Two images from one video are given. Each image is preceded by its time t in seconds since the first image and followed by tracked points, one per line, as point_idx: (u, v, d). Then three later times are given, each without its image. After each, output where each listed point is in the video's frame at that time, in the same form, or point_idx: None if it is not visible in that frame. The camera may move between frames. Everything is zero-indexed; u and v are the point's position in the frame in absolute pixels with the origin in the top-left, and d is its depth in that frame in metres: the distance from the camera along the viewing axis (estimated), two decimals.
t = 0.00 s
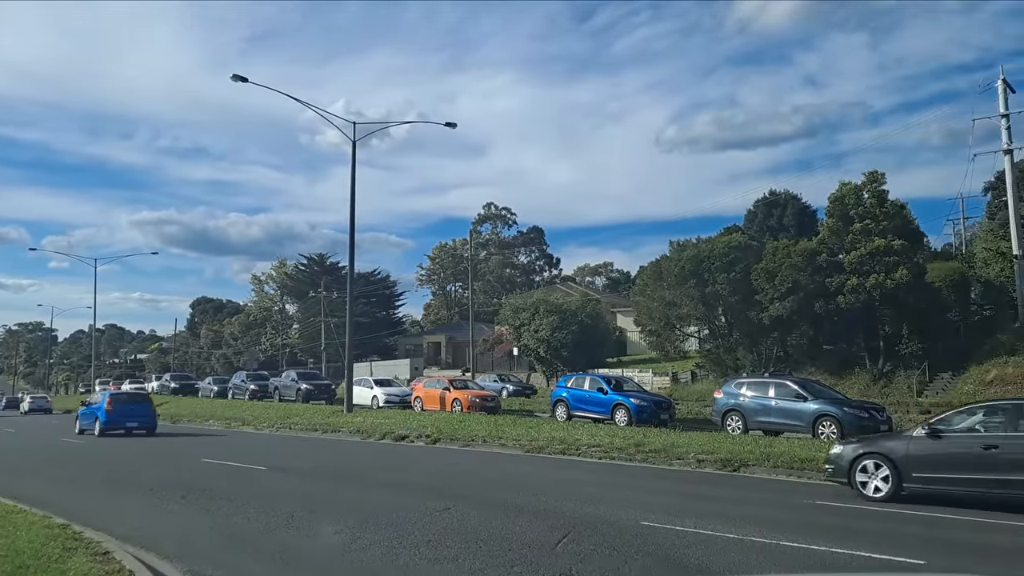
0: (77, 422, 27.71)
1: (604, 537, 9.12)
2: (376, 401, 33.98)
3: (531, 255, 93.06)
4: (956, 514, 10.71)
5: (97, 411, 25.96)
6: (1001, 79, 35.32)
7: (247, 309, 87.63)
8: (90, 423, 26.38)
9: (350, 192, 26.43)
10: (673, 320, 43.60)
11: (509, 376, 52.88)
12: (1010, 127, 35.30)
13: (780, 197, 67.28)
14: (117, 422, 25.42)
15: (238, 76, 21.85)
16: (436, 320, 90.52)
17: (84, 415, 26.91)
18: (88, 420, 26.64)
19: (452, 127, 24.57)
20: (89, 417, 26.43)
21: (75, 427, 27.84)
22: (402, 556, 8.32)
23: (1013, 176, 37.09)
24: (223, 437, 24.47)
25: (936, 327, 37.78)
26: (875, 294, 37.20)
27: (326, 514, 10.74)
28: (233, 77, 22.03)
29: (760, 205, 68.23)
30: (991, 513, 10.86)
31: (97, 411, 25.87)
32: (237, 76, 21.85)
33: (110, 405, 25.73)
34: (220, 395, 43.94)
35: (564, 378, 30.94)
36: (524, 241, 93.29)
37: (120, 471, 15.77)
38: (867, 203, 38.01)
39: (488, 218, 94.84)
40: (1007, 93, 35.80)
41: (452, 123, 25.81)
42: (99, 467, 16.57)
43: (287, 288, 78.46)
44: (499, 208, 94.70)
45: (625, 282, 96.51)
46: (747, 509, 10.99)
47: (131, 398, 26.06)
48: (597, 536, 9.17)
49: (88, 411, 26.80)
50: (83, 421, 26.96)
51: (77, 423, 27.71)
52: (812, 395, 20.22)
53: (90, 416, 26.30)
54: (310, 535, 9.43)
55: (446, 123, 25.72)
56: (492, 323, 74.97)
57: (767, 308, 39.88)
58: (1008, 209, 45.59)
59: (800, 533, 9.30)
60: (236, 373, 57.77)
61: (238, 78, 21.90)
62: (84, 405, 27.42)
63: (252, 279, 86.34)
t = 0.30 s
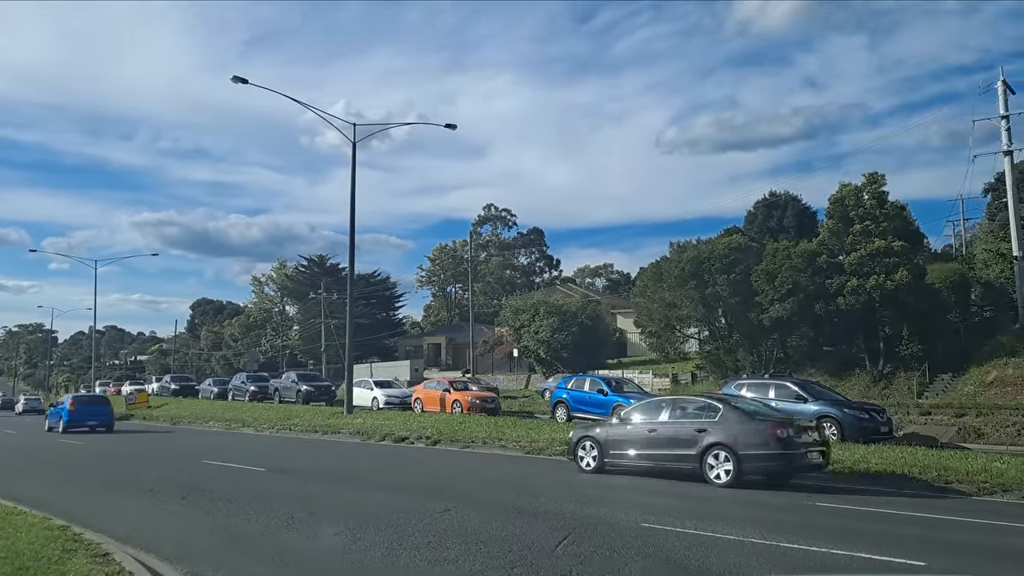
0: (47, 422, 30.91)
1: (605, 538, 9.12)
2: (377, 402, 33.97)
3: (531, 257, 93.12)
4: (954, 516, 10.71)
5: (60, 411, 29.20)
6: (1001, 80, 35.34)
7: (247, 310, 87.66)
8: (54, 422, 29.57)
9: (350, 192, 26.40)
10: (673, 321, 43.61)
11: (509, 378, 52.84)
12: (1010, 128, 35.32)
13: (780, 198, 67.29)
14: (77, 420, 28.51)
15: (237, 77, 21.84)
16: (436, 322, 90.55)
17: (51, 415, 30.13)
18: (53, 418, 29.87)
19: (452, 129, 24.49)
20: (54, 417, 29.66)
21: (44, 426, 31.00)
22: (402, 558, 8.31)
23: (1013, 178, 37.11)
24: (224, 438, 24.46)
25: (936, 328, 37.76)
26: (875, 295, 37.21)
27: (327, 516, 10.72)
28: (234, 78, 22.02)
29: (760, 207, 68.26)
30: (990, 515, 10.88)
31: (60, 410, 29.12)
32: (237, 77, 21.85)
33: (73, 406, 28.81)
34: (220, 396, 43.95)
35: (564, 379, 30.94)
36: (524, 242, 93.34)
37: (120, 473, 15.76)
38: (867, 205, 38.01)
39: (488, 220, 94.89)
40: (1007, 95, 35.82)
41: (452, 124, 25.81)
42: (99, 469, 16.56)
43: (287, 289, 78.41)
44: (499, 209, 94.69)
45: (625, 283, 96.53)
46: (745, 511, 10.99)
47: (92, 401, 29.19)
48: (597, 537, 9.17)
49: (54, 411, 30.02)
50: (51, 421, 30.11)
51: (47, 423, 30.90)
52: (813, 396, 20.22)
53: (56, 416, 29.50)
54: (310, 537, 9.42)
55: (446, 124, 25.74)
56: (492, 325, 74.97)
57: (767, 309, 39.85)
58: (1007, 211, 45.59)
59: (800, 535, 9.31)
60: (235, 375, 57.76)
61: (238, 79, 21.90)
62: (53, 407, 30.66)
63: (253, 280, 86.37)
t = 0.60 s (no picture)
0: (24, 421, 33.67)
1: (605, 539, 9.12)
2: (377, 404, 33.96)
3: (532, 258, 93.24)
4: (954, 517, 10.70)
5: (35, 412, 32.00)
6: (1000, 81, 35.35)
7: (247, 312, 87.64)
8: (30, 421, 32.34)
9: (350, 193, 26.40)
10: (674, 322, 43.58)
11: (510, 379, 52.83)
12: (1010, 129, 35.28)
13: (781, 198, 67.29)
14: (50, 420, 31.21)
15: (237, 79, 21.84)
16: (436, 323, 90.53)
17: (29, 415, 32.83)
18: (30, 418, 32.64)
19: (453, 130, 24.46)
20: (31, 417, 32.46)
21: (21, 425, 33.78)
22: (403, 560, 8.30)
23: (1013, 179, 37.05)
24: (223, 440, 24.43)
25: (936, 329, 37.77)
26: (876, 296, 37.23)
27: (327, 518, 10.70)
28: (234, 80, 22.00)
29: (760, 208, 68.26)
30: (992, 515, 10.86)
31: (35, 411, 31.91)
32: (236, 78, 21.84)
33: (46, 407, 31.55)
34: (220, 398, 43.91)
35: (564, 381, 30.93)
36: (524, 243, 93.41)
37: (120, 474, 15.73)
38: (868, 206, 38.00)
39: (489, 221, 94.92)
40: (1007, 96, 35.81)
41: (452, 125, 25.79)
42: (99, 470, 16.53)
43: (287, 291, 78.44)
44: (499, 211, 94.75)
45: (626, 285, 96.54)
46: (745, 512, 10.98)
47: (65, 401, 31.87)
48: (598, 538, 9.17)
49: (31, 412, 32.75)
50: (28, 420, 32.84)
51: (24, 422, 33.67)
52: (813, 397, 20.21)
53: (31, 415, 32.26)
54: (310, 539, 9.40)
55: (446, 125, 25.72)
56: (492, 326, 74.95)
57: (768, 310, 39.86)
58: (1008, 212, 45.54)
59: (801, 536, 9.32)
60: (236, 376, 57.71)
61: (237, 80, 21.90)
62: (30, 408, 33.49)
63: (253, 282, 86.38)
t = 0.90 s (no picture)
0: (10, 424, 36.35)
1: (606, 541, 9.10)
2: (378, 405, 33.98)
3: (532, 259, 93.30)
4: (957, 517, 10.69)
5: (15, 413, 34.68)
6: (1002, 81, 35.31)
7: (248, 313, 87.63)
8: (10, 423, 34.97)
9: (350, 194, 26.37)
10: (675, 323, 43.56)
11: (510, 380, 52.82)
12: (1011, 129, 35.24)
13: (782, 199, 67.24)
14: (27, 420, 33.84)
15: (238, 81, 21.83)
16: (437, 324, 90.54)
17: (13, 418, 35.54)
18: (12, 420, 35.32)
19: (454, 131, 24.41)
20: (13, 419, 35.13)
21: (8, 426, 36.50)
22: (404, 561, 8.28)
23: (1014, 179, 37.03)
24: (224, 441, 24.41)
25: (937, 330, 37.77)
26: (877, 297, 37.24)
27: (328, 519, 10.69)
28: (234, 82, 21.98)
29: (761, 209, 68.21)
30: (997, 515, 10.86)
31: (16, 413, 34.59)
32: (237, 81, 21.83)
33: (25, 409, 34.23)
34: (222, 399, 43.92)
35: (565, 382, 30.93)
36: (525, 244, 93.41)
37: (120, 476, 15.71)
38: (869, 206, 37.99)
39: (489, 222, 94.95)
40: (1007, 96, 35.76)
41: (453, 126, 25.78)
42: (99, 472, 16.52)
43: (288, 292, 78.47)
44: (500, 212, 94.79)
45: (626, 285, 96.54)
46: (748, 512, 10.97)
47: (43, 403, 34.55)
48: (598, 540, 9.15)
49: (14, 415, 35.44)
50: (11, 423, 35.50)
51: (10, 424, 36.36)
52: (814, 398, 20.19)
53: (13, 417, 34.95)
54: (311, 540, 9.39)
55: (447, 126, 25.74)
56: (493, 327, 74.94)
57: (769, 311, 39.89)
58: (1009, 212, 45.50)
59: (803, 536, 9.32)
60: (237, 377, 57.72)
61: (238, 83, 21.89)
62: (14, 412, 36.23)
63: (254, 283, 86.45)
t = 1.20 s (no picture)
0: None
1: (609, 540, 9.10)
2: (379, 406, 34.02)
3: (533, 260, 93.28)
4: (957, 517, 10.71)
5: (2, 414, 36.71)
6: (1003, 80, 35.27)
7: (249, 315, 87.67)
8: None
9: (350, 194, 26.33)
10: (676, 324, 43.44)
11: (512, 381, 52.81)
12: (1012, 128, 35.21)
13: (783, 199, 67.23)
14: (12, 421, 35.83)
15: (239, 82, 21.86)
16: (438, 325, 90.56)
17: None
18: None
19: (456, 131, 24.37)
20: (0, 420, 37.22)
21: None
22: (407, 561, 8.29)
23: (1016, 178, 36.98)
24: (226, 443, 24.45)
25: (937, 329, 37.83)
26: (878, 297, 37.28)
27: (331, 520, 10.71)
28: (235, 82, 22.01)
29: (762, 208, 68.12)
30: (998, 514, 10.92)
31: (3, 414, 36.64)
32: (238, 82, 21.87)
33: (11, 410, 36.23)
34: (223, 401, 43.94)
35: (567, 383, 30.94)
36: (526, 245, 93.42)
37: (122, 478, 15.74)
38: (870, 205, 37.94)
39: (490, 223, 95.01)
40: (1009, 96, 35.74)
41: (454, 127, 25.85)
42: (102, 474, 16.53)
43: (289, 294, 78.45)
44: (500, 213, 94.78)
45: (627, 286, 96.56)
46: (751, 513, 10.93)
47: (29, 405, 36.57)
48: (600, 540, 9.15)
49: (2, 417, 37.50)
50: None
51: None
52: (816, 398, 20.18)
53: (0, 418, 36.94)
54: (314, 541, 9.42)
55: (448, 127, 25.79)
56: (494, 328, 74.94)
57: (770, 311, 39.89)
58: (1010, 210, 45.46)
59: (805, 536, 9.31)
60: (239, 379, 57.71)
61: (239, 84, 21.92)
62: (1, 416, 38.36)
63: (256, 284, 86.53)
